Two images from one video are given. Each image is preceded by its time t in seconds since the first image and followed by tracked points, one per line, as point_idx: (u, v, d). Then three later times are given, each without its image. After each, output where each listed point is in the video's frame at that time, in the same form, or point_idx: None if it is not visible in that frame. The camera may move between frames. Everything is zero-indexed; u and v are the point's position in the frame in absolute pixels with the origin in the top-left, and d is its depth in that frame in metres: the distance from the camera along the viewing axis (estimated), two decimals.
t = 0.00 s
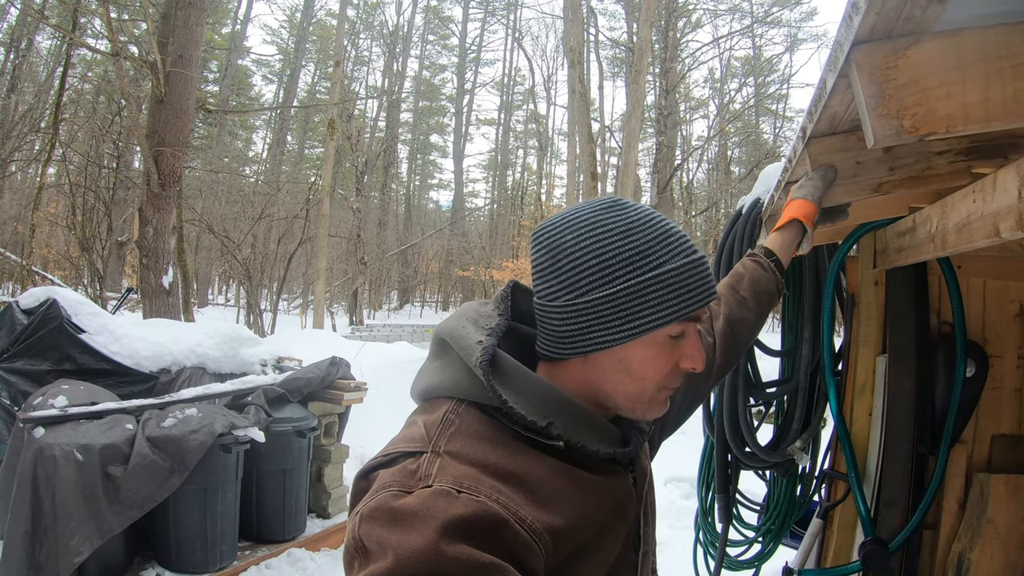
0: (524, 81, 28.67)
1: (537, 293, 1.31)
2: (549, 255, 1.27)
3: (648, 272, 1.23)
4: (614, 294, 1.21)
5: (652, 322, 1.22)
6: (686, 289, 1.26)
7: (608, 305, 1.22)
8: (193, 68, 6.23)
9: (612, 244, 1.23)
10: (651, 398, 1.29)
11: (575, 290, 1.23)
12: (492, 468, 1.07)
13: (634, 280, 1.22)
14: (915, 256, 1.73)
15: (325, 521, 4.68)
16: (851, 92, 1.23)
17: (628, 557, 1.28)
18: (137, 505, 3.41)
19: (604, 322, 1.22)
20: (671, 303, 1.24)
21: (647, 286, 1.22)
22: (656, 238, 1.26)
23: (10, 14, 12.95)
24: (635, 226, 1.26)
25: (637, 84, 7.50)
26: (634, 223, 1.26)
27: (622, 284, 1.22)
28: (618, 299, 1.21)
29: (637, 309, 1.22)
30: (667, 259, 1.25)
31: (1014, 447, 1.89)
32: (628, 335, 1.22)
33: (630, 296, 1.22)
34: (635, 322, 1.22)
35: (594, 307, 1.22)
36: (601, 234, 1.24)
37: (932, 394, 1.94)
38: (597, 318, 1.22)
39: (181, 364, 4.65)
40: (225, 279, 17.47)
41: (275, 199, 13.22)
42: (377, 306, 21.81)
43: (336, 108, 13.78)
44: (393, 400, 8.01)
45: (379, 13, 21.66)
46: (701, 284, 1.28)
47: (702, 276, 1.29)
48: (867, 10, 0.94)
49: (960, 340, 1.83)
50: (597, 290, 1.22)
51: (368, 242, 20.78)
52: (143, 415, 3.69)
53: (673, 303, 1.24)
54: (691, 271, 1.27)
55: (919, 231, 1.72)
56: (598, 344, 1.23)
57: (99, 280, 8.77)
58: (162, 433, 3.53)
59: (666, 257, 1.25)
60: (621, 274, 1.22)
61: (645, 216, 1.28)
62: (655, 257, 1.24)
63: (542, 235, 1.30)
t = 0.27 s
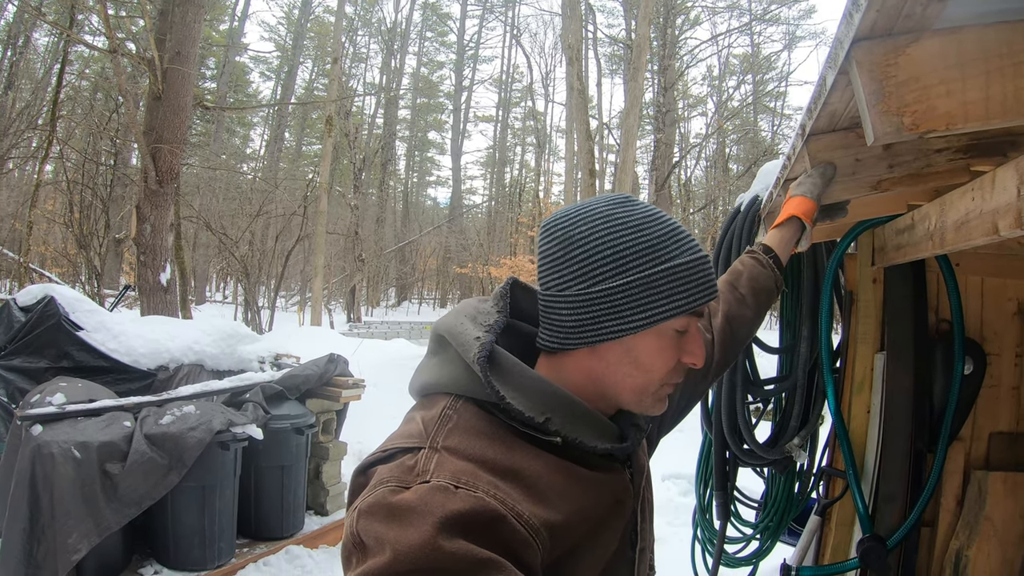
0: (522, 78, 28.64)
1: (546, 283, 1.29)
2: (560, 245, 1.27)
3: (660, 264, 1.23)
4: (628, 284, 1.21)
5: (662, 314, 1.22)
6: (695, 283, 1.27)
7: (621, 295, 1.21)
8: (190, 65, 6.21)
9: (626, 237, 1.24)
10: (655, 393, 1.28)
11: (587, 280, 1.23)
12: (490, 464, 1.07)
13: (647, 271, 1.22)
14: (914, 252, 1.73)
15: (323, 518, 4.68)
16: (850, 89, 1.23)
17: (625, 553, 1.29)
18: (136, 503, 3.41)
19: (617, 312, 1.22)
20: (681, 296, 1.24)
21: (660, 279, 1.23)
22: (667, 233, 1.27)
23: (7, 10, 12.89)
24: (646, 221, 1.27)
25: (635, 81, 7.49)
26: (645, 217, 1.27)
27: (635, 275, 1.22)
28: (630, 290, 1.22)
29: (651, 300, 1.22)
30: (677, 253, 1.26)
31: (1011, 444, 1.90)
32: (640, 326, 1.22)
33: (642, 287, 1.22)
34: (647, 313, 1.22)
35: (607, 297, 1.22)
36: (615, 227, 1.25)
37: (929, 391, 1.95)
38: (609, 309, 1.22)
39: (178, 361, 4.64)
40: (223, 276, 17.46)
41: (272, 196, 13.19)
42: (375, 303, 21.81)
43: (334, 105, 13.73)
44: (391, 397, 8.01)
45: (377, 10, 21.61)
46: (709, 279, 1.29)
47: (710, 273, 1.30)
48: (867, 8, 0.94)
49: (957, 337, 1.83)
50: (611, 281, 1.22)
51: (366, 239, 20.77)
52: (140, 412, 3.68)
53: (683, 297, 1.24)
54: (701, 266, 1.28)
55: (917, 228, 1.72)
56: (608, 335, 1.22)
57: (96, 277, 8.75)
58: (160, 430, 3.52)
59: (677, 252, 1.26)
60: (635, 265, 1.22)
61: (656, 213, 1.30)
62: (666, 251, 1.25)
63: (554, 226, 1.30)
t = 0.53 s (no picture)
0: (520, 77, 28.61)
1: (551, 281, 1.29)
2: (566, 244, 1.27)
3: (666, 263, 1.24)
4: (634, 283, 1.21)
5: (666, 312, 1.22)
6: (699, 282, 1.27)
7: (628, 293, 1.21)
8: (189, 63, 6.19)
9: (633, 235, 1.24)
10: (654, 391, 1.27)
11: (595, 277, 1.22)
12: (489, 463, 1.07)
13: (653, 270, 1.23)
14: (913, 252, 1.74)
15: (322, 517, 4.68)
16: (850, 89, 1.23)
17: (623, 552, 1.29)
18: (134, 502, 3.41)
19: (623, 310, 1.21)
20: (685, 296, 1.24)
21: (665, 278, 1.23)
22: (672, 232, 1.28)
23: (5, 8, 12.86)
24: (652, 221, 1.27)
25: (634, 80, 7.48)
26: (651, 217, 1.28)
27: (642, 273, 1.22)
28: (637, 287, 1.22)
29: (657, 299, 1.22)
30: (682, 252, 1.27)
31: (1010, 444, 1.90)
32: (647, 324, 1.21)
33: (648, 285, 1.22)
34: (652, 311, 1.21)
35: (613, 294, 1.21)
36: (621, 226, 1.25)
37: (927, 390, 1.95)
38: (616, 306, 1.21)
39: (177, 360, 4.63)
40: (221, 275, 17.45)
41: (270, 194, 13.17)
42: (373, 302, 21.81)
43: (332, 103, 13.71)
44: (389, 395, 8.00)
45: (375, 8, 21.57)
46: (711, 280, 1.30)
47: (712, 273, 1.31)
48: (868, 7, 0.94)
49: (957, 337, 1.84)
50: (618, 278, 1.22)
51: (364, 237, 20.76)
52: (139, 411, 3.67)
53: (687, 295, 1.24)
54: (704, 266, 1.29)
55: (916, 227, 1.72)
56: (613, 332, 1.22)
57: (95, 276, 8.73)
58: (159, 429, 3.52)
59: (682, 252, 1.27)
60: (641, 263, 1.22)
61: (661, 213, 1.30)
62: (671, 250, 1.25)
63: (560, 225, 1.30)
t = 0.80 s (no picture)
0: (520, 76, 28.58)
1: (538, 283, 1.29)
2: (555, 245, 1.27)
3: (653, 263, 1.23)
4: (621, 283, 1.21)
5: (654, 311, 1.21)
6: (689, 281, 1.26)
7: (615, 292, 1.21)
8: (188, 62, 6.17)
9: (620, 235, 1.24)
10: (644, 392, 1.26)
11: (583, 277, 1.23)
12: (484, 462, 1.07)
13: (640, 270, 1.22)
14: (911, 252, 1.73)
15: (320, 517, 4.67)
16: (849, 89, 1.23)
17: (619, 553, 1.28)
18: (132, 502, 3.40)
19: (610, 310, 1.21)
20: (674, 295, 1.23)
21: (653, 277, 1.22)
22: (660, 232, 1.27)
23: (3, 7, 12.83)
24: (640, 221, 1.27)
25: (633, 78, 7.46)
26: (639, 216, 1.27)
27: (628, 273, 1.22)
28: (624, 288, 1.21)
29: (645, 299, 1.21)
30: (670, 252, 1.26)
31: (1008, 444, 1.90)
32: (636, 323, 1.21)
33: (636, 285, 1.21)
34: (639, 311, 1.21)
35: (601, 294, 1.21)
36: (608, 226, 1.25)
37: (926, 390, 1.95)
38: (603, 306, 1.21)
39: (175, 360, 4.62)
40: (220, 274, 17.43)
41: (270, 194, 13.16)
42: (372, 301, 21.79)
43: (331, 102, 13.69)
44: (388, 395, 8.00)
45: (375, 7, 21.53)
46: (702, 279, 1.29)
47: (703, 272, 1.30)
48: (866, 7, 0.94)
49: (955, 336, 1.83)
50: (605, 279, 1.21)
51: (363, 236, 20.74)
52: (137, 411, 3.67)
53: (675, 295, 1.24)
54: (693, 265, 1.27)
55: (915, 227, 1.72)
56: (601, 333, 1.22)
57: (93, 276, 8.71)
58: (157, 429, 3.51)
59: (670, 251, 1.26)
60: (628, 263, 1.22)
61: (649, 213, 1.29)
62: (659, 249, 1.25)
63: (550, 227, 1.30)
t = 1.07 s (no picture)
0: (518, 75, 28.55)
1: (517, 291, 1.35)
2: (523, 255, 1.32)
3: (605, 268, 1.22)
4: (572, 291, 1.22)
5: (610, 318, 1.21)
6: (650, 284, 1.23)
7: (566, 301, 1.23)
8: (185, 63, 6.16)
9: (571, 242, 1.24)
10: (622, 394, 1.26)
11: (541, 286, 1.27)
12: (488, 463, 1.07)
13: (590, 277, 1.22)
14: (911, 251, 1.73)
15: (320, 517, 4.67)
16: (849, 88, 1.23)
17: (622, 553, 1.28)
18: (132, 503, 3.40)
19: (564, 318, 1.23)
20: (630, 299, 1.21)
21: (605, 283, 1.21)
22: (618, 235, 1.25)
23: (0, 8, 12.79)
24: (597, 225, 1.26)
25: (631, 77, 7.45)
26: (598, 220, 1.26)
27: (579, 281, 1.22)
28: (576, 294, 1.22)
29: (598, 305, 1.21)
30: (628, 255, 1.24)
31: (1008, 443, 1.90)
32: (590, 331, 1.22)
33: (587, 292, 1.21)
34: (593, 318, 1.21)
35: (555, 302, 1.24)
36: (565, 233, 1.26)
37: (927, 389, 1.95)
38: (560, 314, 1.24)
39: (174, 361, 4.61)
40: (218, 274, 17.39)
41: (268, 194, 13.14)
42: (371, 301, 21.76)
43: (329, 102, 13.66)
44: (387, 395, 7.99)
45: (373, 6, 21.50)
46: (667, 280, 1.25)
47: (670, 273, 1.26)
48: (865, 7, 0.94)
49: (955, 335, 1.83)
50: (558, 288, 1.24)
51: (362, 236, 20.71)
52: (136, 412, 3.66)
53: (633, 299, 1.21)
54: (654, 267, 1.24)
55: (914, 226, 1.72)
56: (564, 339, 1.24)
57: (92, 276, 8.68)
58: (156, 431, 3.51)
59: (627, 254, 1.24)
60: (579, 270, 1.22)
61: (611, 215, 1.28)
62: (614, 253, 1.23)
63: (521, 237, 1.35)
